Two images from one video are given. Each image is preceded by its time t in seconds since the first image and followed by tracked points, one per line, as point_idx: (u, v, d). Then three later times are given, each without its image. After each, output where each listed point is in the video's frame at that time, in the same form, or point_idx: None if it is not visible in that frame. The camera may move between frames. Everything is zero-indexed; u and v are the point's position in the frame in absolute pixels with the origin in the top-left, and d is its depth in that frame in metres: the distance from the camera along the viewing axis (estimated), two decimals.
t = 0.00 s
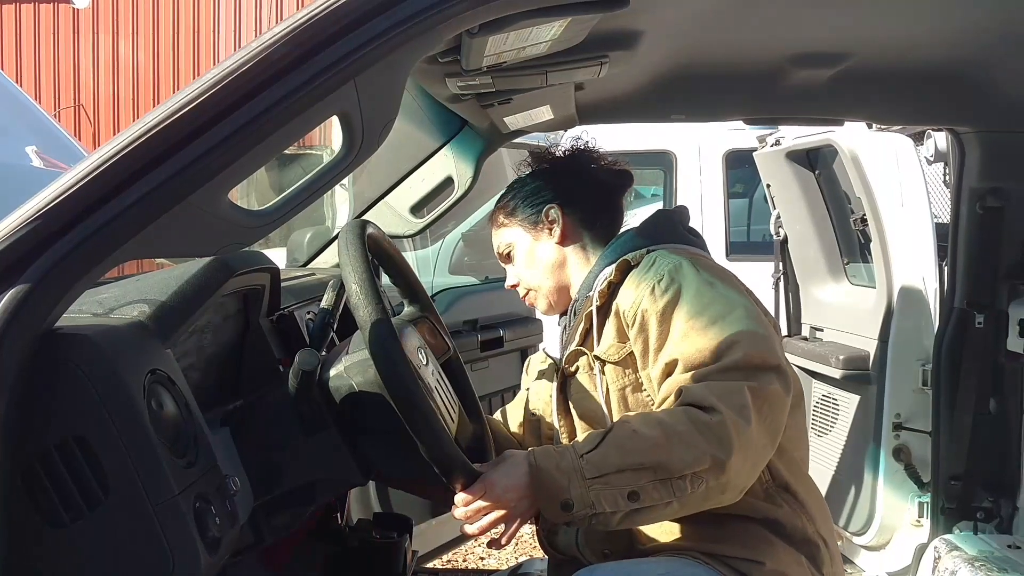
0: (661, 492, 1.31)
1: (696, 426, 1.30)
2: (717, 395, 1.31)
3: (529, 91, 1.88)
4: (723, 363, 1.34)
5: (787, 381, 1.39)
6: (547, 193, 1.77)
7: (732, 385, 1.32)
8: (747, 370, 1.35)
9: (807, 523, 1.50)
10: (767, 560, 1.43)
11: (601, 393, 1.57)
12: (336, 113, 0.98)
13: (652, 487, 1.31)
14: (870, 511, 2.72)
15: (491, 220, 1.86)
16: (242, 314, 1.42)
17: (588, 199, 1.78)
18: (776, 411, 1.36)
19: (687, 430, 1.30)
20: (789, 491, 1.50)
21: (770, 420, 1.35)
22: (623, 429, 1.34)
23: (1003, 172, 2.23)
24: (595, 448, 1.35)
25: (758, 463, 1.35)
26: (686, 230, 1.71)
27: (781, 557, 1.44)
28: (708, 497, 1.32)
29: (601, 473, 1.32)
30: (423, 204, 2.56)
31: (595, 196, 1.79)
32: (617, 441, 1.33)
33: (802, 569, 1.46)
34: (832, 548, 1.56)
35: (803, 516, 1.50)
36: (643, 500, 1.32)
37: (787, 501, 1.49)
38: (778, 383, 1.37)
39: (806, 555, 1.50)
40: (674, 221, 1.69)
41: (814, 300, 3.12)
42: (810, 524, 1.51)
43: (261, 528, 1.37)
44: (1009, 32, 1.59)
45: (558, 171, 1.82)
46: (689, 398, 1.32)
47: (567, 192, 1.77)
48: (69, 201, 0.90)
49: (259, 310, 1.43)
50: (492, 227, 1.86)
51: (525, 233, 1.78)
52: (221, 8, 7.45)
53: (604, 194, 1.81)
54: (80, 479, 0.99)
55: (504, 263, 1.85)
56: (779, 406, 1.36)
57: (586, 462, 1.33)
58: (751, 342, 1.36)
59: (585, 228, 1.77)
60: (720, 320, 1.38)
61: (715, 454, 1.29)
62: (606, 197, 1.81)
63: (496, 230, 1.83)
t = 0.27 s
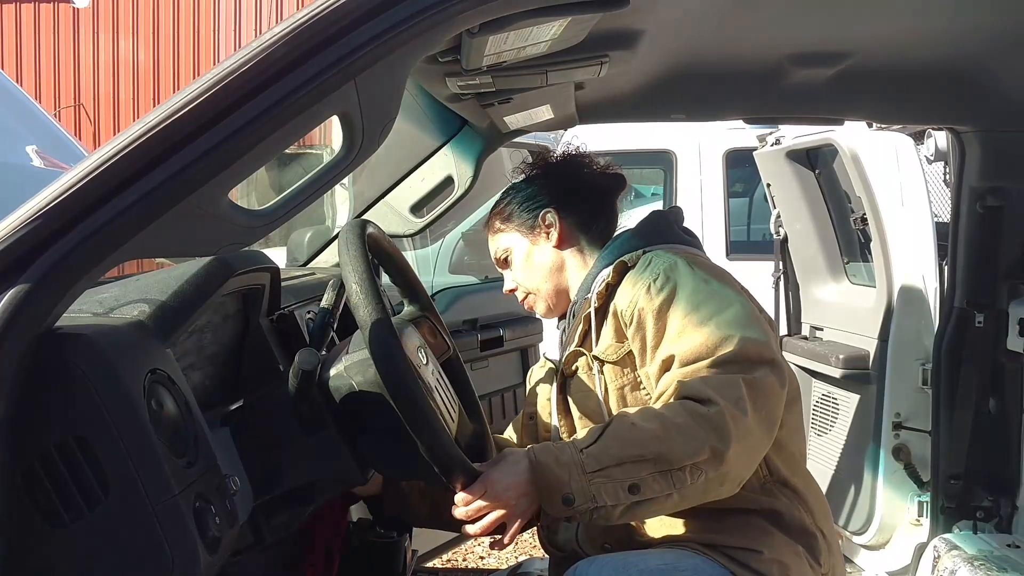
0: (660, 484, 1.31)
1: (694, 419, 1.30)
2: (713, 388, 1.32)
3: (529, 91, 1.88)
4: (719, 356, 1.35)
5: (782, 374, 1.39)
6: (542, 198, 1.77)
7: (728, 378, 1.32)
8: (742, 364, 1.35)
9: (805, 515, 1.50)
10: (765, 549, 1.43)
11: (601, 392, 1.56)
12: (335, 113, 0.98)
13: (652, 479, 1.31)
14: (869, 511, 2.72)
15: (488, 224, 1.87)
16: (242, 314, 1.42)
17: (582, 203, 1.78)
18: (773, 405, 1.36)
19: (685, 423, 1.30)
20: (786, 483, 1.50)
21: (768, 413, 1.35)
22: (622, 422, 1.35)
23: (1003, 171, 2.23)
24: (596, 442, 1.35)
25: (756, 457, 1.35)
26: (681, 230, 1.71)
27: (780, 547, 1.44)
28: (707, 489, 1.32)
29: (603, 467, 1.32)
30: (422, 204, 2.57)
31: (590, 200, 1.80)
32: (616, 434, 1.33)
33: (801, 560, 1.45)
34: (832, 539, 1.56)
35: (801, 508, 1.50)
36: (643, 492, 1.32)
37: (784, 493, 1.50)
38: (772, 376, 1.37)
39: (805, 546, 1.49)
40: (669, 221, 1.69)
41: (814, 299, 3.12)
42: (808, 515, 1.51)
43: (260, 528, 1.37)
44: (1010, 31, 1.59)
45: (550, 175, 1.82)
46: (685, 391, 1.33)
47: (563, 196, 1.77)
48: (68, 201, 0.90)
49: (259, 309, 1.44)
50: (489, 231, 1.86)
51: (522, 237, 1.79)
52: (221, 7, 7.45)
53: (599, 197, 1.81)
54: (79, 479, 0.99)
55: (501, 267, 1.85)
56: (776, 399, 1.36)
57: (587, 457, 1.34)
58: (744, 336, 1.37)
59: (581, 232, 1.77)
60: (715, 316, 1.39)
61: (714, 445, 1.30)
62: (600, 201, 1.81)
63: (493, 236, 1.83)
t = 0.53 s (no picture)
0: (660, 479, 1.31)
1: (690, 412, 1.30)
2: (713, 382, 1.31)
3: (527, 91, 1.88)
4: (716, 351, 1.35)
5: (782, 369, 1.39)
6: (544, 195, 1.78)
7: (727, 374, 1.32)
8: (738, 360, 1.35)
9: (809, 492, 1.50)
10: (774, 518, 1.43)
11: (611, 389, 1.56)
12: (333, 111, 0.98)
13: (652, 473, 1.31)
14: (868, 512, 2.73)
15: (488, 220, 1.86)
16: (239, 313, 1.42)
17: (584, 201, 1.79)
18: (769, 397, 1.35)
19: (683, 417, 1.30)
20: (789, 470, 1.49)
21: (765, 407, 1.35)
22: (621, 417, 1.34)
23: (1001, 172, 2.23)
24: (594, 437, 1.34)
25: (754, 449, 1.35)
26: (686, 232, 1.71)
27: (789, 518, 1.44)
28: (705, 484, 1.31)
29: (603, 461, 1.32)
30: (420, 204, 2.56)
31: (591, 198, 1.80)
32: (615, 428, 1.33)
33: (809, 533, 1.45)
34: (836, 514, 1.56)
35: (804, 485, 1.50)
36: (643, 486, 1.32)
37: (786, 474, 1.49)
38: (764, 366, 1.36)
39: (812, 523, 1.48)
40: (675, 222, 1.71)
41: (812, 299, 3.12)
42: (812, 493, 1.51)
43: (259, 526, 1.37)
44: (1007, 32, 1.59)
45: (552, 174, 1.82)
46: (684, 387, 1.33)
47: (563, 195, 1.78)
48: (64, 200, 0.90)
49: (256, 308, 1.43)
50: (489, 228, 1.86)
51: (525, 235, 1.78)
52: (220, 6, 7.45)
53: (599, 196, 1.81)
54: (76, 478, 0.99)
55: (503, 263, 1.83)
56: (772, 392, 1.35)
57: (586, 452, 1.33)
58: (745, 335, 1.37)
59: (583, 231, 1.77)
60: (719, 315, 1.39)
61: (713, 439, 1.29)
62: (600, 199, 1.82)
63: (495, 232, 1.82)
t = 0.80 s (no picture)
0: (665, 481, 1.31)
1: (695, 414, 1.30)
2: (718, 385, 1.32)
3: (529, 91, 1.88)
4: (722, 355, 1.35)
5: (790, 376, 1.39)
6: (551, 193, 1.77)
7: (733, 377, 1.33)
8: (744, 364, 1.35)
9: (813, 497, 1.50)
10: (779, 522, 1.43)
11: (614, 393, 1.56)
12: (336, 112, 0.98)
13: (657, 474, 1.31)
14: (870, 512, 2.72)
15: (494, 216, 1.86)
16: (242, 313, 1.42)
17: (591, 199, 1.78)
18: (776, 401, 1.35)
19: (688, 419, 1.30)
20: (791, 473, 1.50)
21: (771, 411, 1.35)
22: (627, 418, 1.34)
23: (1003, 171, 2.23)
24: (599, 438, 1.35)
25: (760, 453, 1.35)
26: (692, 235, 1.71)
27: (794, 522, 1.44)
28: (710, 487, 1.31)
29: (608, 462, 1.32)
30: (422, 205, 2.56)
31: (598, 197, 1.79)
32: (621, 429, 1.33)
33: (814, 537, 1.45)
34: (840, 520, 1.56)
35: (808, 489, 1.50)
36: (647, 487, 1.32)
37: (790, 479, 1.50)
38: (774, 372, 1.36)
39: (816, 528, 1.48)
40: (676, 225, 1.70)
41: (814, 299, 3.12)
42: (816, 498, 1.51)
43: (260, 527, 1.37)
44: (1009, 32, 1.59)
45: (559, 171, 1.81)
46: (690, 389, 1.33)
47: (571, 193, 1.77)
48: (67, 201, 0.90)
49: (258, 308, 1.43)
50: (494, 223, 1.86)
51: (530, 231, 1.78)
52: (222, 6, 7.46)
53: (606, 195, 1.81)
54: (79, 479, 0.99)
55: (507, 260, 1.84)
56: (778, 395, 1.35)
57: (591, 453, 1.33)
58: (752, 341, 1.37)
59: (590, 230, 1.77)
60: (726, 321, 1.39)
61: (718, 442, 1.30)
62: (607, 198, 1.81)
63: (500, 228, 1.82)
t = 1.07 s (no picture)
0: (658, 479, 1.30)
1: (691, 410, 1.30)
2: (716, 381, 1.32)
3: (530, 91, 1.88)
4: (721, 351, 1.35)
5: (790, 373, 1.38)
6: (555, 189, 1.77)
7: (731, 372, 1.33)
8: (746, 360, 1.35)
9: (810, 513, 1.49)
10: (768, 539, 1.41)
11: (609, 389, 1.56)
12: (338, 112, 0.98)
13: (649, 473, 1.30)
14: (872, 511, 2.72)
15: (497, 212, 1.87)
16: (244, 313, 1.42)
17: (595, 196, 1.78)
18: (775, 399, 1.35)
19: (684, 415, 1.30)
20: (793, 482, 1.50)
21: (771, 410, 1.34)
22: (620, 415, 1.34)
23: (1005, 171, 2.23)
24: (592, 434, 1.34)
25: (757, 452, 1.34)
26: (695, 232, 1.71)
27: (785, 540, 1.42)
28: (705, 486, 1.30)
29: (600, 459, 1.32)
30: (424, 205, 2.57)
31: (602, 193, 1.80)
32: (615, 425, 1.33)
33: (806, 556, 1.43)
34: (836, 538, 1.55)
35: (806, 503, 1.50)
36: (639, 486, 1.31)
37: (789, 491, 1.49)
38: (776, 369, 1.36)
39: (811, 544, 1.47)
40: (682, 224, 1.69)
41: (815, 299, 3.12)
42: (814, 513, 1.50)
43: (264, 528, 1.34)
44: (1011, 31, 1.59)
45: (564, 168, 1.82)
46: (688, 385, 1.32)
47: (575, 190, 1.78)
48: (69, 202, 0.90)
49: (260, 308, 1.43)
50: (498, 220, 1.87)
51: (534, 227, 1.78)
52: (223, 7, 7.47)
53: (611, 192, 1.81)
54: (81, 479, 0.99)
55: (511, 256, 1.84)
56: (779, 392, 1.35)
57: (582, 450, 1.33)
58: (752, 333, 1.37)
59: (595, 226, 1.77)
60: (725, 314, 1.40)
61: (714, 439, 1.28)
62: (613, 195, 1.81)
63: (505, 225, 1.83)
